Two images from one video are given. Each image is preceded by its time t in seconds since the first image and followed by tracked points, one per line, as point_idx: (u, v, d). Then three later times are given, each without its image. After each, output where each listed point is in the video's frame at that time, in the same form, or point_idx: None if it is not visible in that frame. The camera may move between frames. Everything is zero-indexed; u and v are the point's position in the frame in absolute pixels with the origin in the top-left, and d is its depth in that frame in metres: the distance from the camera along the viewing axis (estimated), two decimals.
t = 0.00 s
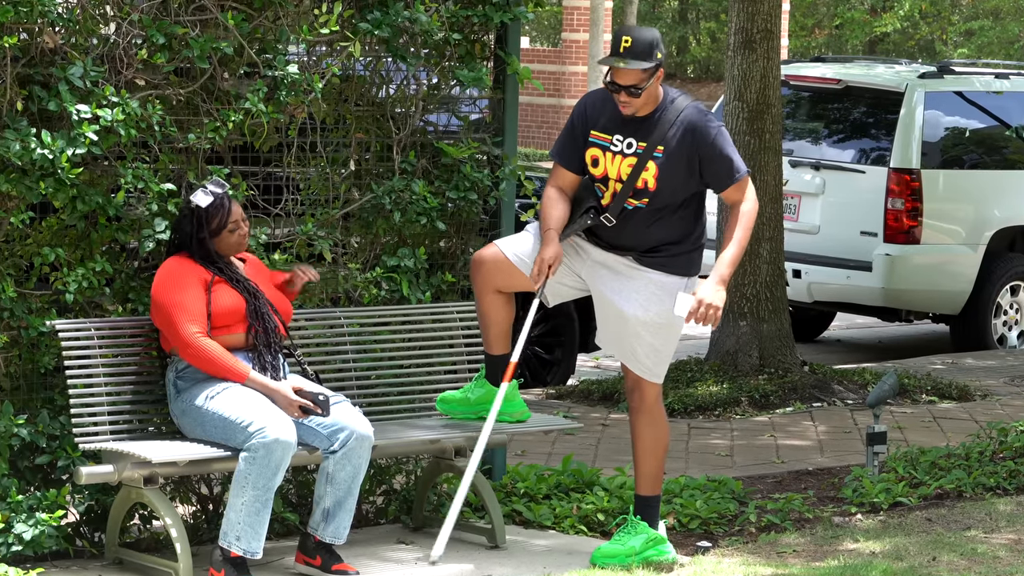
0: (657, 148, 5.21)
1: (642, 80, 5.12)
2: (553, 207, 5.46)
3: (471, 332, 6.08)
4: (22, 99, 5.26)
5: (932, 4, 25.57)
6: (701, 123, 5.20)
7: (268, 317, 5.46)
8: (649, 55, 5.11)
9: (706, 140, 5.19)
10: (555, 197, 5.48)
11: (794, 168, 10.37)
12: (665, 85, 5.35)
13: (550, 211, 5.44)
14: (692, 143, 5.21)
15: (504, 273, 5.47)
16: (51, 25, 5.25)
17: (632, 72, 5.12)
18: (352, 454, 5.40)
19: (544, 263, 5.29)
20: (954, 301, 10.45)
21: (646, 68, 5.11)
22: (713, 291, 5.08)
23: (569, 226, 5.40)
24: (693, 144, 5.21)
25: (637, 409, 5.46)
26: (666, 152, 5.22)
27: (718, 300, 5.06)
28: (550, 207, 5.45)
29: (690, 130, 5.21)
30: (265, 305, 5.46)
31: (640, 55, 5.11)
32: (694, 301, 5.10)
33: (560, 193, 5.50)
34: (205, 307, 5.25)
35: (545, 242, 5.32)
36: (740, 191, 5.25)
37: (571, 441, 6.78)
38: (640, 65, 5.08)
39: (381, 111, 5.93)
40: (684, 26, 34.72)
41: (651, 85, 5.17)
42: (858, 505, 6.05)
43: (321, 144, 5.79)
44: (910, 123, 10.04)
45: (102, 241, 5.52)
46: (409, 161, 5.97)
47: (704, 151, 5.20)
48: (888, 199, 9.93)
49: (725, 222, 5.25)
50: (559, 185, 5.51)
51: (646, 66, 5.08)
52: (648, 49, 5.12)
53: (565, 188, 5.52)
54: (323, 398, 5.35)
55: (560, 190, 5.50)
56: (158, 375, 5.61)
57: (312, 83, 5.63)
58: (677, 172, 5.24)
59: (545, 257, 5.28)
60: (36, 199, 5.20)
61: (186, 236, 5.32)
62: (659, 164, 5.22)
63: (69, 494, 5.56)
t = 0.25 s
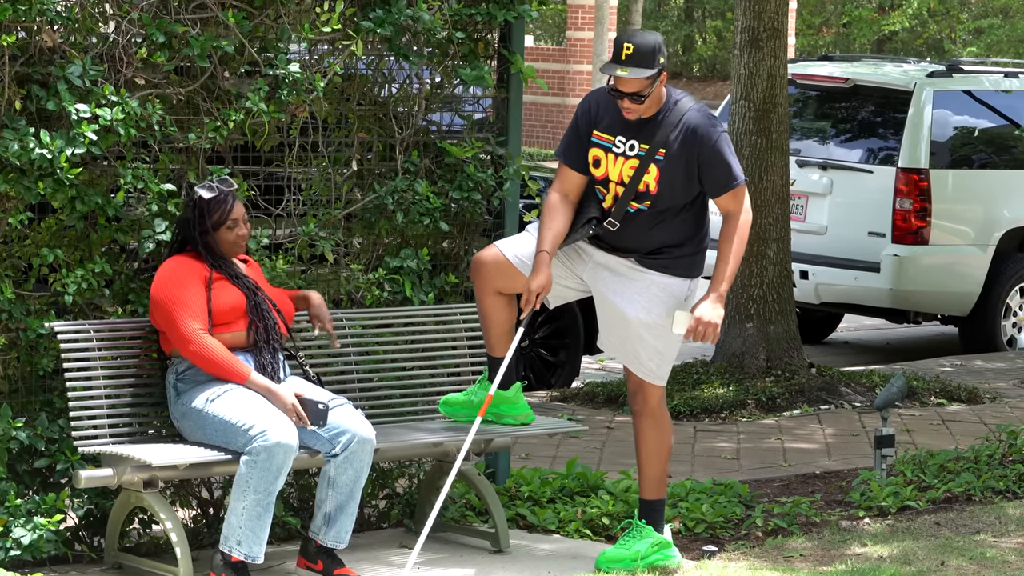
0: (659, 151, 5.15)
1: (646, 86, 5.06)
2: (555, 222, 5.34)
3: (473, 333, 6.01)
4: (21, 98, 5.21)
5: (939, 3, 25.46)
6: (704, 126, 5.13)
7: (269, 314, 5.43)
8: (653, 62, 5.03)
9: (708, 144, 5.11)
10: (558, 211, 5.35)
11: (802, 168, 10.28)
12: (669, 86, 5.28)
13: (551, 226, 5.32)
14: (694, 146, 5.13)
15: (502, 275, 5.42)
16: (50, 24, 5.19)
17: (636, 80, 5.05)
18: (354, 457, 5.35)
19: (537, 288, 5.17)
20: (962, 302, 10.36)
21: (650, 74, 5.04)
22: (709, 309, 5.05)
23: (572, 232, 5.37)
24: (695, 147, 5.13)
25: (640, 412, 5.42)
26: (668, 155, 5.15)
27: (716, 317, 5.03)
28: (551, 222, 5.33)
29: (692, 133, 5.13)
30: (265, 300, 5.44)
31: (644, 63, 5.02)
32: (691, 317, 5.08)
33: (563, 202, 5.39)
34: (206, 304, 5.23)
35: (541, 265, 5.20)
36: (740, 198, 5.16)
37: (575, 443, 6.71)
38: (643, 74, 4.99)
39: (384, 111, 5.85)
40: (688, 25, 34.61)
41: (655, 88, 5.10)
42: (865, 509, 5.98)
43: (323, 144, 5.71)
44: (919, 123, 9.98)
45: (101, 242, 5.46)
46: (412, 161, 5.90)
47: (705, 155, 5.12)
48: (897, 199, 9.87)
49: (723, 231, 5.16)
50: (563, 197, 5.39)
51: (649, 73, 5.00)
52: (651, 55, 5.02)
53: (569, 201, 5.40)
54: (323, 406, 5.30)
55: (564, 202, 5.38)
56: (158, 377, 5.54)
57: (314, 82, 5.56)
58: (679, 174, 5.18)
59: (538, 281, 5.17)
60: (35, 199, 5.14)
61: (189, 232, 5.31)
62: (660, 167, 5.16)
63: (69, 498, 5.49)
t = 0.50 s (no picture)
0: (665, 155, 5.05)
1: (652, 92, 4.94)
2: (557, 220, 5.26)
3: (481, 336, 5.91)
4: (21, 96, 5.13)
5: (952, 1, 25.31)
6: (711, 130, 5.00)
7: (274, 317, 5.36)
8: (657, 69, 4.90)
9: (715, 148, 5.00)
10: (561, 209, 5.28)
11: (814, 168, 10.17)
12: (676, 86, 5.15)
13: (553, 224, 5.24)
14: (700, 150, 5.02)
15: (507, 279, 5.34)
16: (50, 21, 5.11)
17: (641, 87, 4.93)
18: (359, 461, 5.26)
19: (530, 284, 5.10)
20: (978, 304, 10.27)
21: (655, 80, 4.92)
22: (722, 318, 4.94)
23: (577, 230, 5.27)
24: (701, 152, 5.02)
25: (644, 416, 5.31)
26: (674, 158, 5.05)
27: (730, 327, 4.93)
28: (553, 219, 5.25)
29: (698, 137, 5.01)
30: (269, 302, 5.37)
31: (648, 70, 4.89)
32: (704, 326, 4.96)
33: (568, 201, 5.31)
34: (210, 305, 5.16)
35: (537, 261, 5.13)
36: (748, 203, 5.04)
37: (584, 448, 6.60)
38: (647, 83, 4.88)
39: (389, 109, 5.75)
40: (697, 27, 34.48)
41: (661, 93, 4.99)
42: (879, 514, 5.88)
43: (328, 143, 5.61)
44: (933, 123, 9.86)
45: (102, 243, 5.37)
46: (418, 160, 5.79)
47: (711, 160, 5.01)
48: (910, 200, 9.75)
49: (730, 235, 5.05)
50: (568, 195, 5.31)
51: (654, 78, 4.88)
52: (656, 62, 4.89)
53: (574, 200, 5.32)
54: (328, 410, 5.19)
55: (569, 200, 5.30)
56: (160, 380, 5.47)
57: (318, 80, 5.45)
58: (685, 178, 5.07)
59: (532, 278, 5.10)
60: (35, 199, 5.06)
61: (195, 230, 5.25)
62: (666, 170, 5.06)
63: (69, 503, 5.40)
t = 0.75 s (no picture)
0: (679, 155, 4.79)
1: (663, 93, 4.69)
2: (554, 215, 5.05)
3: (488, 339, 5.69)
4: (9, 90, 4.92)
5: None
6: (727, 129, 4.75)
7: (272, 321, 5.15)
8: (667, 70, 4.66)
9: (732, 148, 4.74)
10: (559, 203, 5.06)
11: (836, 166, 9.92)
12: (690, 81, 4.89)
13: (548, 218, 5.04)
14: (716, 150, 4.76)
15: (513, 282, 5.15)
16: (40, 12, 4.89)
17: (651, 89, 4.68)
18: (362, 471, 5.04)
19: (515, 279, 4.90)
20: (1007, 307, 9.97)
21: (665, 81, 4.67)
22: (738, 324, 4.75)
23: (586, 231, 5.04)
24: (717, 152, 4.76)
25: (655, 425, 5.06)
26: (688, 158, 4.79)
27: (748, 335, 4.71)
28: (549, 214, 5.04)
29: (714, 136, 4.75)
30: (267, 305, 5.15)
31: (659, 70, 4.66)
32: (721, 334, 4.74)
33: (569, 197, 5.09)
34: (205, 309, 4.94)
35: (524, 255, 4.92)
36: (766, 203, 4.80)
37: (596, 458, 6.35)
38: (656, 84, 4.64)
39: (394, 104, 5.52)
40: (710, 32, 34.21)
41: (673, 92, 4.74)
42: (904, 526, 5.62)
43: (329, 139, 5.38)
44: (960, 119, 9.64)
45: (94, 244, 5.15)
46: (423, 158, 5.56)
47: (728, 161, 4.75)
48: (937, 199, 9.50)
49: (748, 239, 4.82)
50: (568, 190, 5.09)
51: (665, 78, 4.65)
52: (665, 62, 4.65)
53: (575, 194, 5.09)
54: (329, 419, 5.01)
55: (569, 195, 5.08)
56: (155, 387, 5.26)
57: (320, 73, 5.23)
58: (700, 179, 4.82)
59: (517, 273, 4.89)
60: (23, 197, 4.85)
61: (191, 229, 5.04)
62: (680, 171, 4.81)
63: (59, 515, 5.18)
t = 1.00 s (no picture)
0: (698, 149, 4.51)
1: (681, 86, 4.41)
2: (564, 211, 4.76)
3: (498, 345, 5.39)
4: None
5: None
6: (750, 122, 4.46)
7: (271, 325, 4.87)
8: (686, 61, 4.37)
9: (755, 143, 4.45)
10: (570, 199, 4.78)
11: (865, 161, 9.41)
12: (709, 71, 4.60)
13: (558, 215, 4.75)
14: (738, 145, 4.48)
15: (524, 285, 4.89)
16: None
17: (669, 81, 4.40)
18: (365, 483, 4.77)
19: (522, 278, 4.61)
20: None
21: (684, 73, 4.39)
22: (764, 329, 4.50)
23: (598, 231, 4.76)
24: (739, 146, 4.48)
25: (673, 434, 4.78)
26: (709, 153, 4.51)
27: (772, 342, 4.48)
28: (559, 210, 4.75)
29: (737, 130, 4.47)
30: (265, 307, 4.88)
31: (676, 63, 4.37)
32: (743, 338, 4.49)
33: (580, 193, 4.80)
34: (200, 313, 4.69)
35: (533, 253, 4.64)
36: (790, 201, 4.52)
37: (612, 469, 6.05)
38: (673, 77, 4.35)
39: (399, 96, 5.25)
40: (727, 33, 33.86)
41: (691, 84, 4.45)
42: (936, 541, 5.33)
43: (331, 133, 5.12)
44: (995, 110, 9.04)
45: (83, 244, 4.88)
46: (430, 152, 5.30)
47: (750, 155, 4.46)
48: (971, 196, 8.89)
49: (771, 239, 4.54)
50: (579, 184, 4.80)
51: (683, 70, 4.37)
52: (683, 53, 4.37)
53: (586, 189, 4.81)
54: (330, 428, 4.74)
55: (580, 189, 4.80)
56: (148, 394, 4.99)
57: (320, 64, 4.96)
58: (721, 175, 4.53)
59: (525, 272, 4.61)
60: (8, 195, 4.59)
61: (185, 229, 4.77)
62: (700, 166, 4.52)
63: (47, 529, 4.93)
